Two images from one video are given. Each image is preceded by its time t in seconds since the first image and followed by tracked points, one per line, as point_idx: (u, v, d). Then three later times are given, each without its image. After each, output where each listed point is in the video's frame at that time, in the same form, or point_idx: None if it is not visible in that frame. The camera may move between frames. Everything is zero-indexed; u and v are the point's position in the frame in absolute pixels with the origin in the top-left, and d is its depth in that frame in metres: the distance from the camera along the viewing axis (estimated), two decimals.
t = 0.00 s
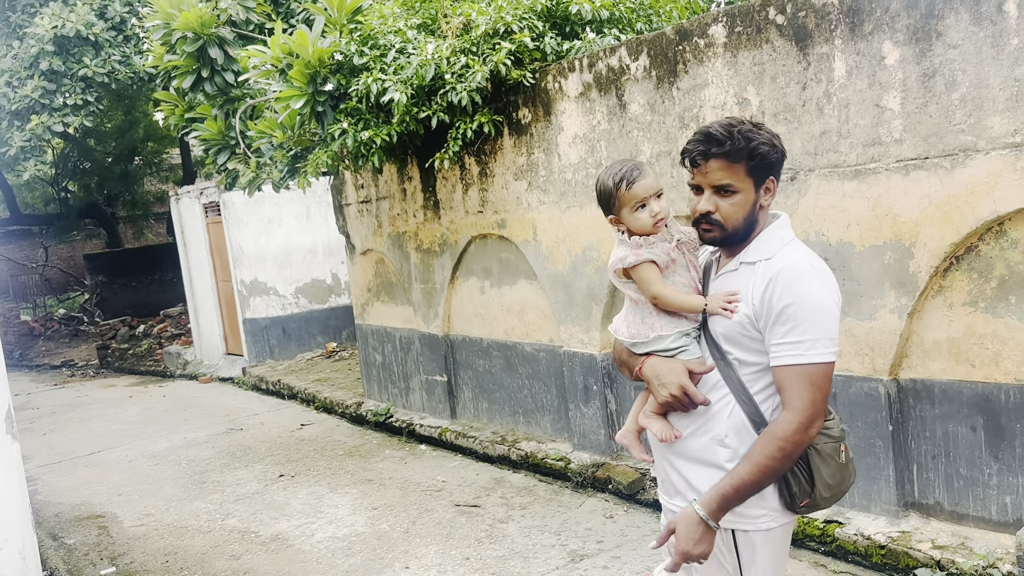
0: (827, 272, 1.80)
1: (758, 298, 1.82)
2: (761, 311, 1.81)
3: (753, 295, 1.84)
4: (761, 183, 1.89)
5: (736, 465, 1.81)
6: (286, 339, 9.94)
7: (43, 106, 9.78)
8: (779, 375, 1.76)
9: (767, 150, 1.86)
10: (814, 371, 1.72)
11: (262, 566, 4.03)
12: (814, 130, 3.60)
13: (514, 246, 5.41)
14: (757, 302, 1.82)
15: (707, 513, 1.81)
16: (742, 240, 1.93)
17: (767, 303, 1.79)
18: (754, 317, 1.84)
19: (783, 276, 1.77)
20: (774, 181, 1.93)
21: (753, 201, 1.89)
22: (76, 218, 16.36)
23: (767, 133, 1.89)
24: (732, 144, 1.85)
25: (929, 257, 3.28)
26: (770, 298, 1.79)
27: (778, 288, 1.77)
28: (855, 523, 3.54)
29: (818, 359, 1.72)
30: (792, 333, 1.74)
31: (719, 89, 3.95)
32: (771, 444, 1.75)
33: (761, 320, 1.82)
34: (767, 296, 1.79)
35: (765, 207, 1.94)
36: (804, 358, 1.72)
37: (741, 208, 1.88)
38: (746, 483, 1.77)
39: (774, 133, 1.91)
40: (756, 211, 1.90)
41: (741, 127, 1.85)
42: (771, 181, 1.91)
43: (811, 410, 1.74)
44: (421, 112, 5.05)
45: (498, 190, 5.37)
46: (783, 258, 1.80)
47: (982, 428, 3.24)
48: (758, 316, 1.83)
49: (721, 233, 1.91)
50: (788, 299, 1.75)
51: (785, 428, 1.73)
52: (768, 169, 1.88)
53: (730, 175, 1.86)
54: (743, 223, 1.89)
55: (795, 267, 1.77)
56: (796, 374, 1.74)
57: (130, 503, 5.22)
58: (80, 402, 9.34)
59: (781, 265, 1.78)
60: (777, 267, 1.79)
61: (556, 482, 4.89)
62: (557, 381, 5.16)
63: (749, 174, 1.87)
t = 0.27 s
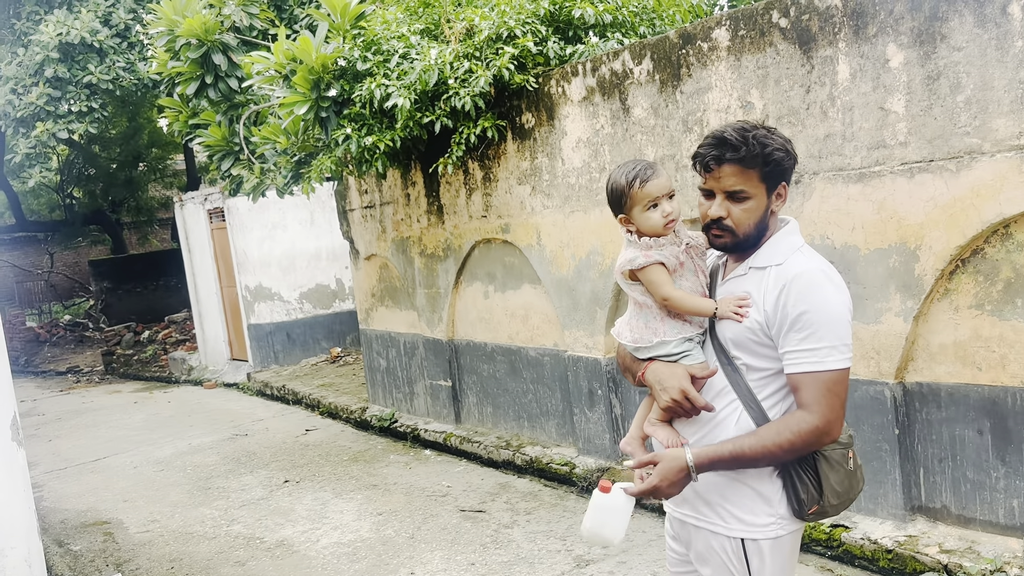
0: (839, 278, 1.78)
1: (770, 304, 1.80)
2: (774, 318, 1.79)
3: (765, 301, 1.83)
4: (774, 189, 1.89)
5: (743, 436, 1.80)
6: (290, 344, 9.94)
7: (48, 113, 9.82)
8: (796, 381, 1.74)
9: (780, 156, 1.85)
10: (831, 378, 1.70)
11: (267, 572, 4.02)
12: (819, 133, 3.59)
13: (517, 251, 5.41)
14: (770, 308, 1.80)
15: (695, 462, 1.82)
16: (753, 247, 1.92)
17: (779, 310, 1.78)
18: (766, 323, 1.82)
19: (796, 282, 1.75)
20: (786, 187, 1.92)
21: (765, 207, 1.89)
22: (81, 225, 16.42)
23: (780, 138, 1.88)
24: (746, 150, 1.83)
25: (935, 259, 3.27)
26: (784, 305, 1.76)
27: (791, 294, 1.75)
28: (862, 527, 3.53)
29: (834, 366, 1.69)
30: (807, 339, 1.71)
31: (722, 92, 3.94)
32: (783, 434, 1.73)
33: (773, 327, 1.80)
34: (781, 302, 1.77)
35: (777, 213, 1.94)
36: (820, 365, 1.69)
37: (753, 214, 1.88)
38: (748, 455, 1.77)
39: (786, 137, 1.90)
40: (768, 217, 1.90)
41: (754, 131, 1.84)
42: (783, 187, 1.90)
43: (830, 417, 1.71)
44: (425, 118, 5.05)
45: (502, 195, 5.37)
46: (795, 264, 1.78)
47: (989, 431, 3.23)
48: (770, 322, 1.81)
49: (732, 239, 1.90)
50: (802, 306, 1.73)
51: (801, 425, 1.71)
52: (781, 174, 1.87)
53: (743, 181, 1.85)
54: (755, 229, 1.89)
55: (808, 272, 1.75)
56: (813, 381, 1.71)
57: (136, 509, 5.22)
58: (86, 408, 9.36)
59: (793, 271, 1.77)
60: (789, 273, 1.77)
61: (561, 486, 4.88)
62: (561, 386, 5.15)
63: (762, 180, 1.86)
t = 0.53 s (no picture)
0: (842, 276, 1.81)
1: (781, 305, 1.80)
2: (786, 319, 1.79)
3: (775, 302, 1.82)
4: (778, 191, 1.90)
5: (768, 423, 1.79)
6: (297, 348, 9.96)
7: (56, 118, 9.86)
8: (816, 379, 1.74)
9: (785, 158, 1.87)
10: (852, 373, 1.71)
11: None
12: (826, 134, 3.58)
13: (524, 254, 5.41)
14: (781, 309, 1.80)
15: (725, 446, 1.79)
16: (758, 249, 1.92)
17: (791, 310, 1.78)
18: (777, 323, 1.82)
19: (807, 282, 1.76)
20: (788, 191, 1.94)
21: (770, 209, 1.89)
22: (89, 230, 16.49)
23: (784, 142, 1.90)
24: (754, 151, 1.84)
25: (943, 260, 3.25)
26: (796, 305, 1.77)
27: (804, 294, 1.75)
28: (871, 530, 3.51)
29: (853, 361, 1.71)
30: (826, 337, 1.72)
31: (729, 94, 3.94)
32: (808, 422, 1.72)
33: (785, 327, 1.80)
34: (792, 303, 1.77)
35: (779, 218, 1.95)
36: (841, 362, 1.71)
37: (760, 215, 1.88)
38: (774, 441, 1.75)
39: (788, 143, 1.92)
40: (773, 220, 1.90)
41: (761, 134, 1.86)
42: (787, 191, 1.91)
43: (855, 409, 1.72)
44: (431, 121, 5.06)
45: (508, 198, 5.37)
46: (801, 264, 1.79)
47: (999, 433, 3.21)
48: (782, 322, 1.81)
49: (739, 240, 1.89)
50: (816, 304, 1.73)
51: (826, 414, 1.71)
52: (785, 177, 1.89)
53: (750, 182, 1.86)
54: (761, 231, 1.88)
55: (817, 272, 1.76)
56: (835, 377, 1.71)
57: (144, 513, 5.23)
58: (95, 412, 9.39)
59: (802, 271, 1.78)
60: (798, 274, 1.78)
61: (569, 490, 4.87)
62: (569, 389, 5.14)
63: (768, 181, 1.87)
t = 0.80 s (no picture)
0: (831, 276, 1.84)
1: (784, 306, 1.80)
2: (791, 319, 1.79)
3: (776, 304, 1.82)
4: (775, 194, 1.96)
5: (786, 411, 1.77)
6: (304, 351, 9.97)
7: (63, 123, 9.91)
8: (826, 374, 1.75)
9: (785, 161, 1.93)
10: (860, 366, 1.73)
11: None
12: (832, 137, 3.57)
13: (530, 257, 5.41)
14: (785, 310, 1.80)
15: (754, 433, 1.74)
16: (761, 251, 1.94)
17: (795, 310, 1.78)
18: (780, 324, 1.82)
19: (809, 282, 1.77)
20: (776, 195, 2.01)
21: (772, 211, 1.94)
22: (96, 234, 16.56)
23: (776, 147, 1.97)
24: (766, 152, 1.87)
25: (951, 263, 3.24)
26: (800, 305, 1.77)
27: (807, 294, 1.76)
28: (879, 534, 3.50)
29: (860, 355, 1.73)
30: (834, 333, 1.74)
31: (734, 97, 3.93)
32: (825, 410, 1.72)
33: (789, 327, 1.80)
34: (796, 304, 1.78)
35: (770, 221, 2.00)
36: (850, 356, 1.73)
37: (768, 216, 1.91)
38: (795, 427, 1.73)
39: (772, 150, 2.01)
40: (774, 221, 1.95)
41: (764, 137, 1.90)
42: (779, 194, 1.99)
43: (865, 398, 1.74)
44: (436, 125, 5.06)
45: (513, 201, 5.37)
46: (798, 265, 1.81)
47: (1008, 436, 3.19)
48: (785, 323, 1.81)
49: (753, 241, 1.90)
50: (822, 302, 1.74)
51: (841, 403, 1.72)
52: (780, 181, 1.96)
53: (762, 183, 1.88)
54: (769, 232, 1.91)
55: (816, 272, 1.78)
56: (846, 370, 1.73)
57: (151, 517, 5.25)
58: (102, 416, 9.42)
59: (801, 272, 1.79)
60: (798, 275, 1.79)
61: (575, 493, 4.86)
62: (575, 392, 5.14)
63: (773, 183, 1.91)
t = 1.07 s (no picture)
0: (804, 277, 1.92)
1: (769, 305, 1.85)
2: (776, 317, 1.84)
3: (761, 304, 1.87)
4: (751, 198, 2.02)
5: (775, 403, 1.82)
6: (308, 354, 9.98)
7: (67, 127, 9.94)
8: (808, 370, 1.81)
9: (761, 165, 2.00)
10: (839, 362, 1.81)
11: None
12: (835, 139, 3.57)
13: (533, 260, 5.41)
14: (769, 309, 1.85)
15: (751, 419, 1.79)
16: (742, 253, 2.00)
17: (779, 309, 1.84)
18: (765, 323, 1.87)
19: (792, 281, 1.83)
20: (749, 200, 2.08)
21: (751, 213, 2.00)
22: (101, 237, 16.60)
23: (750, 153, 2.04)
24: (747, 156, 1.93)
25: (955, 266, 3.24)
26: (784, 304, 1.83)
27: (791, 293, 1.82)
28: (884, 537, 3.49)
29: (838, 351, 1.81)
30: (816, 330, 1.80)
31: (737, 99, 3.93)
32: (811, 403, 1.79)
33: (774, 325, 1.85)
34: (781, 302, 1.83)
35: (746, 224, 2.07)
36: (829, 351, 1.80)
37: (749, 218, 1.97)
38: (785, 418, 1.78)
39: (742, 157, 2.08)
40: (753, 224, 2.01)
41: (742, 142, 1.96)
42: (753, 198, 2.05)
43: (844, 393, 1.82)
44: (439, 128, 5.06)
45: (517, 204, 5.37)
46: (778, 266, 1.87)
47: (1012, 439, 3.18)
48: (770, 321, 1.86)
49: (739, 242, 1.95)
50: (806, 301, 1.80)
51: (825, 397, 1.79)
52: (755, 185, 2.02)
53: (745, 186, 1.94)
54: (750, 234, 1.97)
55: (796, 272, 1.85)
56: (827, 365, 1.80)
57: (155, 520, 5.25)
58: (106, 419, 9.44)
59: (783, 272, 1.85)
60: (782, 275, 1.84)
61: (579, 496, 4.85)
62: (578, 395, 5.13)
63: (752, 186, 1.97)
